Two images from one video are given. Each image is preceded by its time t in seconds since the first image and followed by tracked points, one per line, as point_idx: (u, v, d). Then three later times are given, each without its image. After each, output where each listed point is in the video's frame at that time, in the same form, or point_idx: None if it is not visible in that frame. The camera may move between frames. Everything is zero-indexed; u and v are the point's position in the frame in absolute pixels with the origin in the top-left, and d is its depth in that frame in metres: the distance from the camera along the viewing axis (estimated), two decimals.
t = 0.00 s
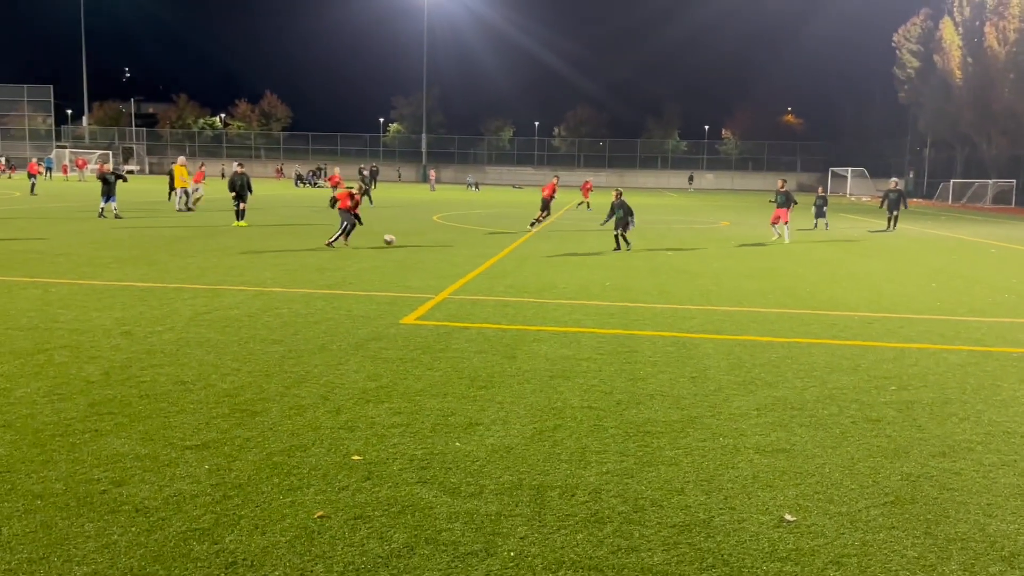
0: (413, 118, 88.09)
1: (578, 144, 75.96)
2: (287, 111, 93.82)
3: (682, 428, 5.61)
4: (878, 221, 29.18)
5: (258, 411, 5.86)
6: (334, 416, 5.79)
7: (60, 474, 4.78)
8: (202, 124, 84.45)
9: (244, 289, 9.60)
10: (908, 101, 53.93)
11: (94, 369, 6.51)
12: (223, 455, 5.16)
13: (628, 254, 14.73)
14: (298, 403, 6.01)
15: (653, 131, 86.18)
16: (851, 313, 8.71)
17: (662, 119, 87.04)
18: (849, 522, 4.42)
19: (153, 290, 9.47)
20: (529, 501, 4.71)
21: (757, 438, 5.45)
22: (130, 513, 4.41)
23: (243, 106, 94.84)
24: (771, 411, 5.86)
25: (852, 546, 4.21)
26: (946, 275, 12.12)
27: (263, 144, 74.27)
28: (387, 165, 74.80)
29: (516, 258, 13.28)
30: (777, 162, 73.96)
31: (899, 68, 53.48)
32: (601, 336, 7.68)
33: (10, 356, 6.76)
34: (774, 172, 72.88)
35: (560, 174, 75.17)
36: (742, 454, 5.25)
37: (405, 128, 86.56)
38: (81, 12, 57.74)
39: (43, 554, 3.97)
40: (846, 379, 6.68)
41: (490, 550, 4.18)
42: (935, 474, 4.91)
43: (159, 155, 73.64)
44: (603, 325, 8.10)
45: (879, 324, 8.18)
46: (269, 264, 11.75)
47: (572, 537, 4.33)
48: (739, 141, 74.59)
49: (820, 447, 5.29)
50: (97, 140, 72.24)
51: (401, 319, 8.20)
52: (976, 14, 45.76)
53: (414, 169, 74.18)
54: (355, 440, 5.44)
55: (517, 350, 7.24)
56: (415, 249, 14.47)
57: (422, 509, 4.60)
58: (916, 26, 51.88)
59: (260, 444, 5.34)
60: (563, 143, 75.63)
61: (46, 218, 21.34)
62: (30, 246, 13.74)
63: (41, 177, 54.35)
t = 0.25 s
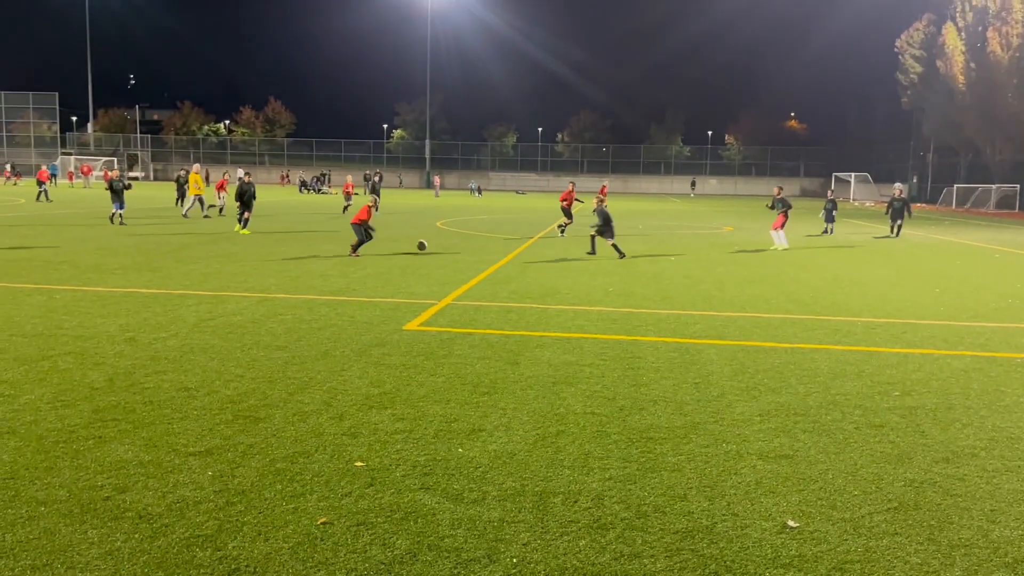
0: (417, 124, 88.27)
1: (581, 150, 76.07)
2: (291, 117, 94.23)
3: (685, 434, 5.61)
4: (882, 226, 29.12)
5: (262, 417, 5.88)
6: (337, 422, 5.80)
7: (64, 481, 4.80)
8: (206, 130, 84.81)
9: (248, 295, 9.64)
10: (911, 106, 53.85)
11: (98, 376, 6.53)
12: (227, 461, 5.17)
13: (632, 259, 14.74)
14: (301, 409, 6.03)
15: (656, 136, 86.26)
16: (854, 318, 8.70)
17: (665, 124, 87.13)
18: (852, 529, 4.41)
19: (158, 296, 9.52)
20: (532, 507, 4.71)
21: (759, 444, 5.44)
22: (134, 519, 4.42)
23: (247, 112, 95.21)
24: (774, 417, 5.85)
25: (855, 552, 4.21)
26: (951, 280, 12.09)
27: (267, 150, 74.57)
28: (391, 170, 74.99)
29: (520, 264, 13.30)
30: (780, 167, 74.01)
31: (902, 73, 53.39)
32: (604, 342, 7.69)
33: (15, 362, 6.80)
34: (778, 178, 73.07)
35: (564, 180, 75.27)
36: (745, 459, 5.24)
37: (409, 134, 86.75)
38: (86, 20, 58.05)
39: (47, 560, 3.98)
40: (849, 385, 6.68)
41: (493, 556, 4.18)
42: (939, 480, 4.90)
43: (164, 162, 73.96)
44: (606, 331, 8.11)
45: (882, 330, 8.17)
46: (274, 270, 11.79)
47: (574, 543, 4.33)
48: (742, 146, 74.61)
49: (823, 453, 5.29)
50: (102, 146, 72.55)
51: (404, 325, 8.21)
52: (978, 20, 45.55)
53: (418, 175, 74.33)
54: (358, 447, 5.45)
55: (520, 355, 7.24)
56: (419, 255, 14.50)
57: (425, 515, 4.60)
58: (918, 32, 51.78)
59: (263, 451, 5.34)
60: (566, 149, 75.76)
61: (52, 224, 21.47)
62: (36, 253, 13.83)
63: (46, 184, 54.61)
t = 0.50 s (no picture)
0: (414, 129, 88.36)
1: (578, 154, 76.18)
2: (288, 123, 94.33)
3: (681, 438, 5.60)
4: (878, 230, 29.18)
5: (258, 423, 5.87)
6: (334, 428, 5.79)
7: (59, 488, 4.79)
8: (204, 136, 84.87)
9: (244, 301, 9.63)
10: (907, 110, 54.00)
11: (93, 382, 6.52)
12: (222, 468, 5.16)
13: (629, 264, 14.75)
14: (298, 415, 6.02)
15: (653, 141, 86.42)
16: (851, 322, 8.70)
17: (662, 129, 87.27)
18: (849, 533, 4.41)
19: (154, 302, 9.51)
20: (528, 512, 4.70)
21: (755, 449, 5.44)
22: (129, 526, 4.42)
23: (244, 118, 95.33)
24: (770, 421, 5.85)
25: (851, 556, 4.20)
26: (947, 284, 12.10)
27: (264, 156, 74.69)
28: (388, 176, 75.07)
29: (517, 269, 13.30)
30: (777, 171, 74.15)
31: (898, 78, 53.56)
32: (600, 347, 7.69)
33: (10, 369, 6.78)
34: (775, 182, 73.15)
35: (561, 185, 75.35)
36: (741, 464, 5.24)
37: (406, 139, 86.83)
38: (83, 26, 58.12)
39: (42, 567, 3.98)
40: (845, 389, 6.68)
41: (489, 562, 4.17)
42: (934, 484, 4.90)
43: (161, 168, 73.97)
44: (602, 336, 8.10)
45: (878, 334, 8.17)
46: (270, 275, 11.79)
47: (570, 548, 4.32)
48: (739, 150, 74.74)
49: (819, 457, 5.29)
50: (99, 153, 72.53)
51: (401, 330, 8.21)
52: (973, 24, 45.85)
53: (415, 180, 74.42)
54: (355, 453, 5.44)
55: (517, 360, 7.24)
56: (415, 261, 14.52)
57: (421, 521, 4.60)
58: (913, 37, 51.96)
59: (258, 457, 5.34)
60: (563, 154, 75.86)
61: (48, 231, 21.47)
62: (32, 260, 13.81)
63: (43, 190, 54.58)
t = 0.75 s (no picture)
0: (407, 132, 88.31)
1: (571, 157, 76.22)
2: (281, 125, 94.19)
3: (673, 440, 5.61)
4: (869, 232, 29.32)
5: (250, 426, 5.86)
6: (326, 431, 5.79)
7: (49, 492, 4.77)
8: (196, 139, 84.63)
9: (237, 304, 9.62)
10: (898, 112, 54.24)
11: (85, 387, 6.50)
12: (214, 471, 5.15)
13: (622, 267, 14.78)
14: (290, 418, 6.01)
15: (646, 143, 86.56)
16: (842, 323, 8.73)
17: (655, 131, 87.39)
18: (839, 534, 4.42)
19: (146, 306, 9.48)
20: (520, 515, 4.70)
21: (747, 450, 5.45)
22: (120, 530, 4.40)
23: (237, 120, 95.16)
24: (762, 422, 5.86)
25: (842, 557, 4.21)
26: (938, 285, 12.15)
27: (257, 159, 74.58)
28: (381, 179, 75.02)
29: (510, 271, 13.31)
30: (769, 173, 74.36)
31: (889, 80, 53.73)
32: (593, 349, 7.69)
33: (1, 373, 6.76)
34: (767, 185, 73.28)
35: (554, 188, 75.40)
36: (733, 465, 5.25)
37: (399, 141, 86.80)
38: (74, 30, 57.87)
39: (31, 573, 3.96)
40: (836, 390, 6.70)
41: (481, 565, 4.17)
42: (925, 484, 4.92)
43: (153, 171, 73.72)
44: (595, 338, 8.12)
45: (870, 335, 8.21)
46: (263, 279, 11.78)
47: (562, 551, 4.32)
48: (731, 153, 74.94)
49: (811, 458, 5.30)
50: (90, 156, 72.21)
51: (394, 333, 8.21)
52: (964, 26, 46.26)
53: (408, 183, 74.39)
54: (347, 456, 5.44)
55: (509, 363, 7.24)
56: (408, 263, 14.52)
57: (413, 524, 4.59)
58: (905, 39, 52.11)
59: (250, 460, 5.33)
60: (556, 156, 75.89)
61: (38, 235, 21.37)
62: (22, 264, 13.75)
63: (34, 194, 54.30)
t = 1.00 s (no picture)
0: (391, 133, 88.01)
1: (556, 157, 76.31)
2: (264, 126, 93.78)
3: (656, 440, 5.62)
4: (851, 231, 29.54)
5: (232, 429, 5.82)
6: (309, 433, 5.76)
7: (27, 497, 4.72)
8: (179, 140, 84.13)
9: (219, 305, 9.55)
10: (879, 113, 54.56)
11: (64, 390, 6.43)
12: (194, 475, 5.11)
13: (606, 267, 14.82)
14: (272, 421, 5.97)
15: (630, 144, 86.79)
16: (824, 323, 8.79)
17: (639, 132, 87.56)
18: (820, 532, 4.44)
19: (127, 308, 9.40)
20: (503, 516, 4.69)
21: (729, 449, 5.47)
22: (99, 534, 4.36)
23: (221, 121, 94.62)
24: (744, 421, 5.88)
25: (823, 555, 4.23)
26: (918, 284, 12.25)
27: (240, 159, 74.32)
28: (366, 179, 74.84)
29: (494, 272, 13.29)
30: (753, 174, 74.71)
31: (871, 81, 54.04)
32: (577, 349, 7.70)
33: None
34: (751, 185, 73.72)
35: (539, 188, 75.48)
36: (716, 464, 5.27)
37: (383, 142, 86.50)
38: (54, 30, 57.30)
39: None
40: (818, 389, 6.74)
41: (464, 566, 4.16)
42: (905, 482, 4.95)
43: (135, 172, 73.21)
44: (578, 338, 8.13)
45: (851, 334, 8.26)
46: (246, 280, 11.73)
47: (545, 551, 4.31)
48: (716, 154, 75.24)
49: (793, 457, 5.32)
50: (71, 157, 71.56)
51: (377, 334, 8.18)
52: (943, 28, 46.21)
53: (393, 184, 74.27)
54: (329, 458, 5.41)
55: (493, 363, 7.24)
56: (392, 264, 14.52)
57: (395, 525, 4.57)
58: (885, 41, 52.40)
59: (231, 463, 5.29)
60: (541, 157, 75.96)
61: (17, 236, 21.14)
62: None
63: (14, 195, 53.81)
